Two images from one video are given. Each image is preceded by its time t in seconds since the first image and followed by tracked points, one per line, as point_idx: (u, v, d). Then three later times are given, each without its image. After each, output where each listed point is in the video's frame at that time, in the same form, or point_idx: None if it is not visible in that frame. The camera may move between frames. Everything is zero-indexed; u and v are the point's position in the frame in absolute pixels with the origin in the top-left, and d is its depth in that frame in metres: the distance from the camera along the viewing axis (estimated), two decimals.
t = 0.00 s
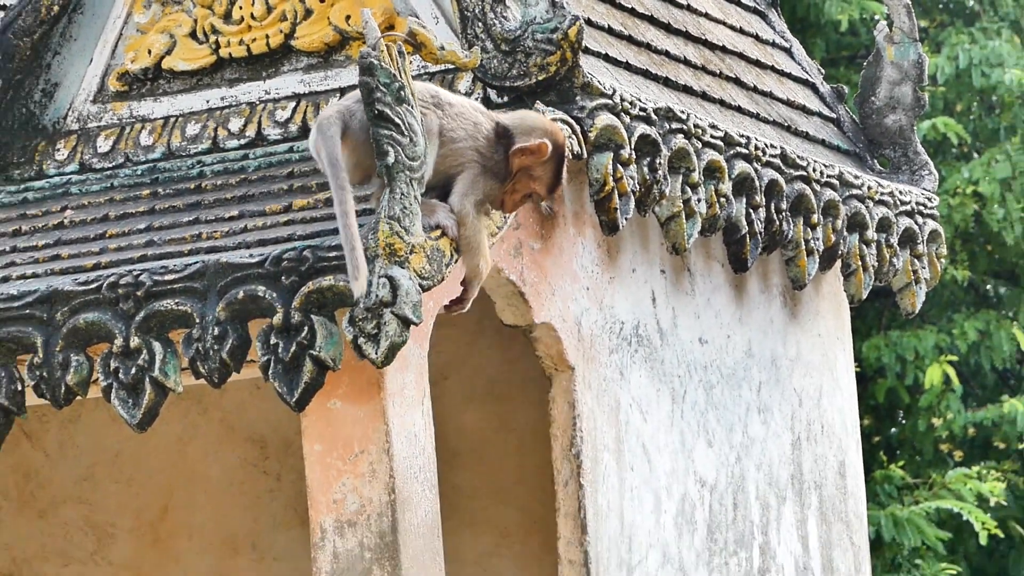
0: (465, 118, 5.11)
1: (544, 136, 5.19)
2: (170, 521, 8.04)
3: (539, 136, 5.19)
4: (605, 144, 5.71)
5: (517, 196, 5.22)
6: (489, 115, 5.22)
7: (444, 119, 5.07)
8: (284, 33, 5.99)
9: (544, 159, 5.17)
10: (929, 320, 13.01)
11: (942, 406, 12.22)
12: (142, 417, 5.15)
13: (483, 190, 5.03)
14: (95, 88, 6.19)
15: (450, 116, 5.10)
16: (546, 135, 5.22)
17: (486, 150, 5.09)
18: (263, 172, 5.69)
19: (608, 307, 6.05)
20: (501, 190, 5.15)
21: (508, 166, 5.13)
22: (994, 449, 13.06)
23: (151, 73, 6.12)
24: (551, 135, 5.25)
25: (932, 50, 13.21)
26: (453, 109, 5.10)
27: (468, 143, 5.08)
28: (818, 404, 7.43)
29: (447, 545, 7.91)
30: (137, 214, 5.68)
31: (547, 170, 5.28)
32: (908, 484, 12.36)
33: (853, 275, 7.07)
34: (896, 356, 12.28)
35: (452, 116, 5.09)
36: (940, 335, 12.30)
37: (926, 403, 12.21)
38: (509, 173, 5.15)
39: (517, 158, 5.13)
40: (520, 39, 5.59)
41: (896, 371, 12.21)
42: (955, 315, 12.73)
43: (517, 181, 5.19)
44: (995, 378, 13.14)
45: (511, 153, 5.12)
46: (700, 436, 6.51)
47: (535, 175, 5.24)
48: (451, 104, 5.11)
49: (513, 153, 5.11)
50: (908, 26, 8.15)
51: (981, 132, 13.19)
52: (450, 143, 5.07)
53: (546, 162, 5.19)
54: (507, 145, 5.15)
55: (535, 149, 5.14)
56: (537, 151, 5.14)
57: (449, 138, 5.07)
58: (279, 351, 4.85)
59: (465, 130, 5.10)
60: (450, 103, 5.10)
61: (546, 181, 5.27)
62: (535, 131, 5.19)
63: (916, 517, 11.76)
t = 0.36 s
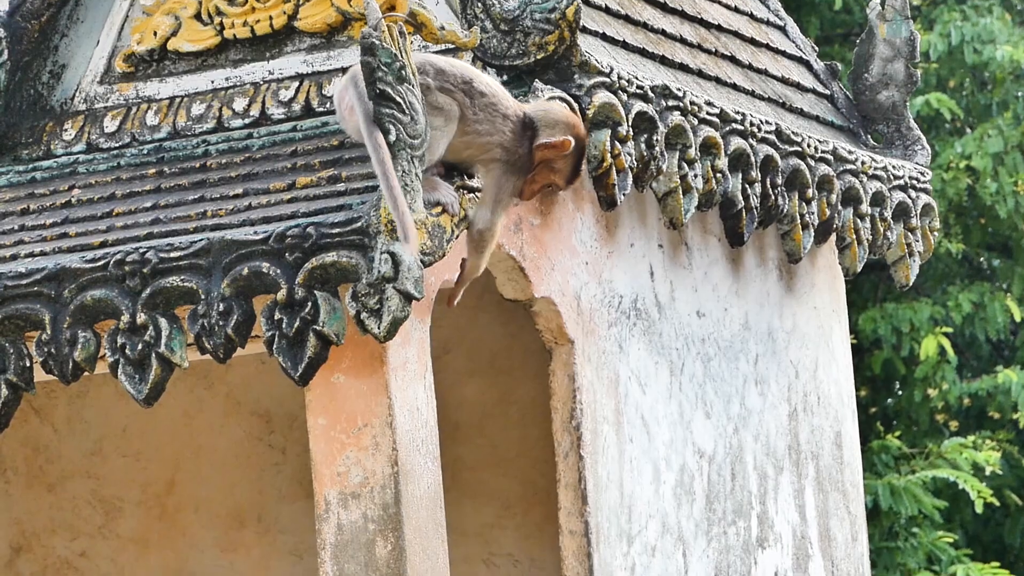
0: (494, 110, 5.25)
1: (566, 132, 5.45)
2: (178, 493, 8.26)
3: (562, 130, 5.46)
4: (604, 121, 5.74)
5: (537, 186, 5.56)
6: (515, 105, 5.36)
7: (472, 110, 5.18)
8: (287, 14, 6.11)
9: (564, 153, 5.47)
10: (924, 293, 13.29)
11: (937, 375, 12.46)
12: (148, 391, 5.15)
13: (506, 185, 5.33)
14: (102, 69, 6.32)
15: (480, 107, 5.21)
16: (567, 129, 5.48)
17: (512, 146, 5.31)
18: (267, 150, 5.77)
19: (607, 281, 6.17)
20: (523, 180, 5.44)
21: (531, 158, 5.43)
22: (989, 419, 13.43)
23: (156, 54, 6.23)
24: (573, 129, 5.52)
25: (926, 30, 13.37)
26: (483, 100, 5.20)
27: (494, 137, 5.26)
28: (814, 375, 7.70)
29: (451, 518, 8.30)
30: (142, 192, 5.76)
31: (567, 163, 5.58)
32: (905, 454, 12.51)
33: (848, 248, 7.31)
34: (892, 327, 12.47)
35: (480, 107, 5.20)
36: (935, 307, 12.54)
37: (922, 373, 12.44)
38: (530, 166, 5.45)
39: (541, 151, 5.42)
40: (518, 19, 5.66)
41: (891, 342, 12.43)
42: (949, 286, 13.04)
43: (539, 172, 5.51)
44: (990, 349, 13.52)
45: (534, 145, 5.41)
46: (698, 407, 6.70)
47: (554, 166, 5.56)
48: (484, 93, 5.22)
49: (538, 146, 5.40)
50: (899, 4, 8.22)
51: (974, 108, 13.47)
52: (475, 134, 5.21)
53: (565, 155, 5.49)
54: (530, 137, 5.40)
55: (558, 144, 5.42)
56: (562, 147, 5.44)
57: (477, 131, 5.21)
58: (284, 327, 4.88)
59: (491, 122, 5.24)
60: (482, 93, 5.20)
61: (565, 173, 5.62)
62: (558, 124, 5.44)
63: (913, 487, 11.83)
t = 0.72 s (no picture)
0: (529, 130, 5.26)
1: (599, 159, 5.46)
2: (180, 476, 8.25)
3: (593, 156, 5.44)
4: (604, 105, 5.77)
5: (561, 208, 5.59)
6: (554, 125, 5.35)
7: (508, 126, 5.19)
8: None
9: (593, 179, 5.46)
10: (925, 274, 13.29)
11: (939, 356, 12.48)
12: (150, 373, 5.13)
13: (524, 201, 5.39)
14: (103, 54, 6.33)
15: (517, 122, 5.21)
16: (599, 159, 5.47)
17: (538, 167, 5.34)
18: (268, 135, 5.75)
19: (608, 264, 6.17)
20: (545, 198, 5.48)
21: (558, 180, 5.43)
22: (991, 399, 13.43)
23: (157, 39, 6.24)
24: (604, 155, 5.52)
25: (926, 11, 13.39)
26: (520, 116, 5.20)
27: (524, 154, 5.30)
28: (816, 358, 7.70)
29: (453, 501, 8.30)
30: (144, 176, 5.76)
31: (596, 188, 5.59)
32: (906, 434, 12.51)
33: (850, 230, 7.36)
34: (893, 308, 12.48)
35: (516, 122, 5.20)
36: (937, 288, 12.57)
37: (924, 353, 12.50)
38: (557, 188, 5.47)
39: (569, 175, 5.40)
40: (519, 2, 5.63)
41: (892, 323, 12.45)
42: (951, 267, 13.01)
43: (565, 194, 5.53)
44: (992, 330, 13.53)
45: (563, 168, 5.39)
46: (700, 390, 6.70)
47: (583, 190, 5.56)
48: (521, 107, 5.21)
49: (567, 170, 5.38)
50: None
51: (975, 88, 13.51)
52: (506, 147, 5.25)
53: (594, 182, 5.49)
54: (562, 160, 5.39)
55: (588, 171, 5.42)
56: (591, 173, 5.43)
57: (508, 145, 5.25)
58: (286, 311, 4.84)
59: (526, 143, 5.28)
60: (519, 108, 5.19)
61: (592, 198, 5.61)
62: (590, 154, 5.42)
63: (915, 468, 11.86)
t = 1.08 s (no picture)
0: (537, 143, 5.24)
1: (605, 172, 5.46)
2: (179, 477, 8.25)
3: (600, 170, 5.45)
4: (601, 103, 5.75)
5: (567, 220, 5.56)
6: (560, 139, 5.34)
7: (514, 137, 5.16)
8: None
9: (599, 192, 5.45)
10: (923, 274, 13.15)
11: (938, 354, 12.46)
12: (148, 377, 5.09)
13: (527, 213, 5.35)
14: (99, 54, 6.33)
15: (523, 135, 5.19)
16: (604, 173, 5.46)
17: (544, 179, 5.30)
18: (264, 134, 5.74)
19: (605, 262, 6.17)
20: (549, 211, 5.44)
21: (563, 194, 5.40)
22: (990, 397, 13.38)
23: (154, 39, 6.24)
24: (610, 168, 5.53)
25: (924, 5, 13.36)
26: (527, 130, 5.18)
27: (530, 167, 5.26)
28: (814, 355, 7.69)
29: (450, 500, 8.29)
30: (140, 176, 5.76)
31: (602, 201, 5.57)
32: (905, 432, 12.50)
33: (846, 228, 7.30)
34: (892, 305, 12.47)
35: (523, 133, 5.18)
36: (935, 284, 12.55)
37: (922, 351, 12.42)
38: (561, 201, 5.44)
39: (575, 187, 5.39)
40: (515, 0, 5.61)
41: (891, 320, 12.43)
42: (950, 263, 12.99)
43: (570, 207, 5.50)
44: (991, 326, 13.49)
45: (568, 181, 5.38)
46: (697, 388, 6.70)
47: (587, 204, 5.54)
48: (529, 121, 5.18)
49: (573, 183, 5.37)
50: None
51: (973, 84, 13.39)
52: (512, 161, 5.20)
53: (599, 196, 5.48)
54: (568, 173, 5.38)
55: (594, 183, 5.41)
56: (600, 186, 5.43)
57: (515, 158, 5.20)
58: (282, 311, 4.84)
59: (533, 156, 5.25)
60: (526, 122, 5.16)
61: (597, 211, 5.60)
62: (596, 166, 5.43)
63: (913, 465, 11.84)
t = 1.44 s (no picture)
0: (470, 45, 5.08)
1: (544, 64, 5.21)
2: (175, 473, 8.26)
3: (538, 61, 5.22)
4: (597, 96, 5.71)
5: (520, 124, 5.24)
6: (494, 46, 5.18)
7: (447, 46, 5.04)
8: None
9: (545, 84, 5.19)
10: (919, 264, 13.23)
11: (936, 345, 12.51)
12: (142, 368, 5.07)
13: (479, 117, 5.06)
14: (95, 48, 6.32)
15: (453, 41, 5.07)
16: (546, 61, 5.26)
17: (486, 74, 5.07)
18: (260, 128, 5.74)
19: (601, 255, 6.17)
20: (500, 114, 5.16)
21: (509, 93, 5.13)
22: (987, 389, 13.43)
23: (149, 33, 6.23)
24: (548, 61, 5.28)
25: None
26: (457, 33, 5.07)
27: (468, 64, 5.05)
28: (810, 348, 7.69)
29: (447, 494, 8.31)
30: (137, 170, 5.76)
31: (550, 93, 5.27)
32: (903, 425, 12.50)
33: (843, 220, 7.33)
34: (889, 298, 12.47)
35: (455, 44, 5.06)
36: (932, 277, 12.55)
37: (920, 344, 12.48)
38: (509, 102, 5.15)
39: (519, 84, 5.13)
40: None
41: (889, 313, 12.44)
42: (946, 256, 13.04)
43: (519, 108, 5.19)
44: (987, 320, 13.55)
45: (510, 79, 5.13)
46: (694, 381, 6.70)
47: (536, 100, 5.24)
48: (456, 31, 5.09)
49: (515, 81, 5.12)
50: None
51: (969, 77, 13.47)
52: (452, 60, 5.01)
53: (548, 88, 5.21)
54: (507, 72, 5.14)
55: (538, 78, 5.17)
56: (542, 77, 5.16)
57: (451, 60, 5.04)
58: (279, 305, 4.79)
59: (466, 56, 5.06)
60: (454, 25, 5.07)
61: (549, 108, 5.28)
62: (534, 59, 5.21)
63: (910, 458, 11.84)
